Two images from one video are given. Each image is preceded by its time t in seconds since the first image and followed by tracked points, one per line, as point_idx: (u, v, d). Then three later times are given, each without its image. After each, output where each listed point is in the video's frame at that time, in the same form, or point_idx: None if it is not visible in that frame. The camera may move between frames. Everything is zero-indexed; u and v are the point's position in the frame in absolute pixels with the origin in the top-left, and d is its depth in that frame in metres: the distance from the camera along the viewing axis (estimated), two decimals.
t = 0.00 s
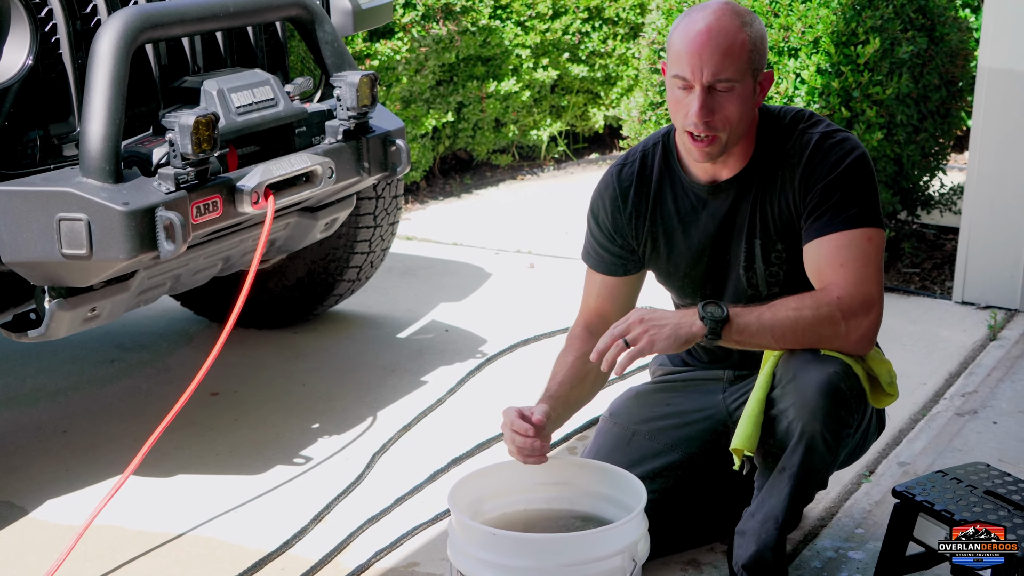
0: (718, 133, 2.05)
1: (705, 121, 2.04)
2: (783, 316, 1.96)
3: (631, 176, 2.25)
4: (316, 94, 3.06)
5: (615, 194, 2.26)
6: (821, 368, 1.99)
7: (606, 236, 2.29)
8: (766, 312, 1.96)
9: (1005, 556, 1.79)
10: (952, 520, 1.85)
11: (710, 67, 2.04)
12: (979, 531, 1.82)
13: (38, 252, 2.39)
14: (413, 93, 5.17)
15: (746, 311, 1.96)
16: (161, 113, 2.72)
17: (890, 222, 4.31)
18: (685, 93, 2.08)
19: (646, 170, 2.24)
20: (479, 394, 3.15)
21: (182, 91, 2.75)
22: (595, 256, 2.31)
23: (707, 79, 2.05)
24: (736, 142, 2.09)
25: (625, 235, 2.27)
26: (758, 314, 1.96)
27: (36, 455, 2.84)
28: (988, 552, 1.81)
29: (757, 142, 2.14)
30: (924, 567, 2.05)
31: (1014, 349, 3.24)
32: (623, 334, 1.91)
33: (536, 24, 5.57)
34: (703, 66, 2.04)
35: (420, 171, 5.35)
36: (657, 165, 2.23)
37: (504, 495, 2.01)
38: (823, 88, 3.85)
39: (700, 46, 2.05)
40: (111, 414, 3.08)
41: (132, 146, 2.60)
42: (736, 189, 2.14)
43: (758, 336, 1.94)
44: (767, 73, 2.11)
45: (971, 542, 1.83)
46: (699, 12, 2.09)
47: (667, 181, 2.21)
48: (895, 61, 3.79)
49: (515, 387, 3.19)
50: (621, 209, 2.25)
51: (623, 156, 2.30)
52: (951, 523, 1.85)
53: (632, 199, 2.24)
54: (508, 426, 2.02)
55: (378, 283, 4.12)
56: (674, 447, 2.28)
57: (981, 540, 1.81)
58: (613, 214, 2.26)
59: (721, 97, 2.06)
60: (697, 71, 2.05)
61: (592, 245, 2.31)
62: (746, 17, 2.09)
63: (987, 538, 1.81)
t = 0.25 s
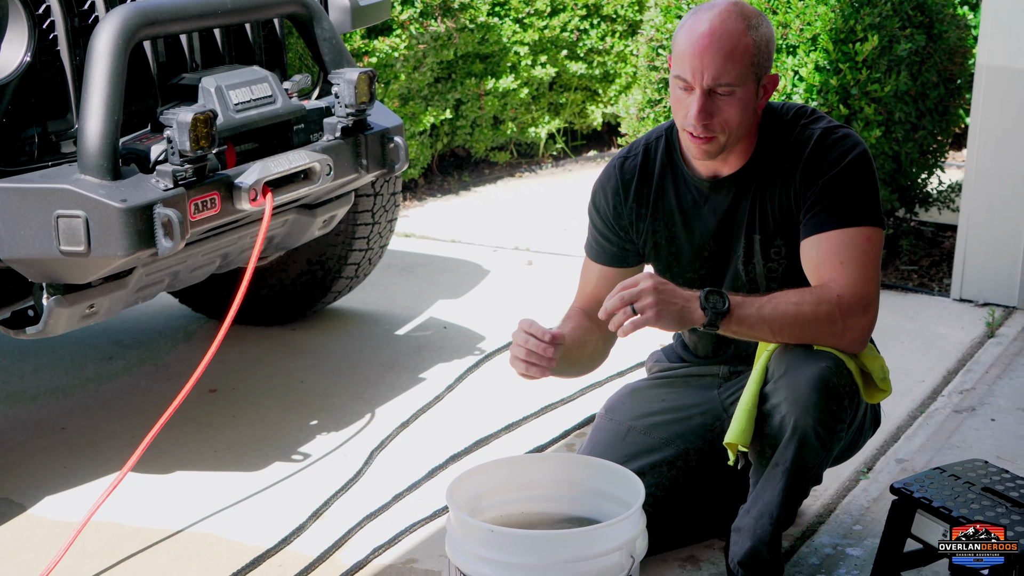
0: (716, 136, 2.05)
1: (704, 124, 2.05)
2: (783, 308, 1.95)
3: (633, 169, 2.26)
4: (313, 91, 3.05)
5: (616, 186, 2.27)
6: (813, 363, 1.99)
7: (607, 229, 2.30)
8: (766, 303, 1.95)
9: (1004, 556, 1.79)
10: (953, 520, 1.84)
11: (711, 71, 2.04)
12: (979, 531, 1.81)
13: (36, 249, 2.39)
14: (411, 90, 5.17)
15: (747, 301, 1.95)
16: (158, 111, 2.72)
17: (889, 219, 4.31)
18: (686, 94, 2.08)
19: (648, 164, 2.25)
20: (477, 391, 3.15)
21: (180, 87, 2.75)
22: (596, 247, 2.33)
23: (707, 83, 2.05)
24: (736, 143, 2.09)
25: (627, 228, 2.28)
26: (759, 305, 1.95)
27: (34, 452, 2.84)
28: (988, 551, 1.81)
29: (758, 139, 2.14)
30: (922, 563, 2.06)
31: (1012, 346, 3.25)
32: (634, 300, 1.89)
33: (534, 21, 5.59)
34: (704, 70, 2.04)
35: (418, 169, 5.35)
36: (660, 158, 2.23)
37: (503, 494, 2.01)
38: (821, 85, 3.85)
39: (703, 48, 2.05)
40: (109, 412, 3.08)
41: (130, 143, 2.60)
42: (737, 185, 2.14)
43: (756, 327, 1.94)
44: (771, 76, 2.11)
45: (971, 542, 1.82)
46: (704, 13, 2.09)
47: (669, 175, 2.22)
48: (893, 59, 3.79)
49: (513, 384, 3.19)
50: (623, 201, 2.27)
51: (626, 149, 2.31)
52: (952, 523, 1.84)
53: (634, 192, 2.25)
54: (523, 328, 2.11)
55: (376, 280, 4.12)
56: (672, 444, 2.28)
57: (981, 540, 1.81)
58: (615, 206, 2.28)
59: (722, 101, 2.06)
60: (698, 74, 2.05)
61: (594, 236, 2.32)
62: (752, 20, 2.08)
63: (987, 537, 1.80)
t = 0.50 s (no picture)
0: (726, 134, 2.05)
1: (715, 122, 2.04)
2: (772, 303, 1.96)
3: (639, 160, 2.26)
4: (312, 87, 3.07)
5: (621, 177, 2.26)
6: (803, 356, 1.99)
7: (610, 220, 2.29)
8: (756, 298, 1.96)
9: (1005, 556, 1.79)
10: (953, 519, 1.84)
11: (724, 69, 2.03)
12: (979, 531, 1.81)
13: (36, 245, 2.39)
14: (411, 87, 5.17)
15: (737, 297, 1.95)
16: (158, 107, 2.72)
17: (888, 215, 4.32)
18: (697, 90, 2.07)
19: (654, 155, 2.25)
20: (476, 387, 3.15)
21: (180, 83, 2.75)
22: (596, 238, 2.31)
23: (720, 81, 2.04)
24: (745, 141, 2.09)
25: (631, 220, 2.28)
26: (749, 299, 1.95)
27: (34, 448, 2.84)
28: (988, 551, 1.81)
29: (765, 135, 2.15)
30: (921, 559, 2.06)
31: (1012, 342, 3.25)
32: (629, 287, 1.89)
33: (534, 16, 5.60)
34: (717, 68, 2.03)
35: (418, 165, 5.35)
36: (667, 149, 2.23)
37: (503, 489, 2.01)
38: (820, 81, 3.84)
39: (717, 46, 2.04)
40: (108, 408, 3.08)
41: (130, 139, 2.60)
42: (742, 177, 2.15)
43: (746, 322, 1.94)
44: (784, 75, 2.11)
45: (971, 541, 1.82)
46: (720, 9, 2.07)
47: (676, 167, 2.22)
48: (892, 54, 3.79)
49: (513, 379, 3.19)
50: (628, 193, 2.26)
51: (632, 141, 2.31)
52: (952, 522, 1.84)
53: (639, 184, 2.25)
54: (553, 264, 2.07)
55: (376, 277, 4.13)
56: (672, 439, 2.28)
57: (981, 540, 1.81)
58: (619, 198, 2.26)
59: (733, 99, 2.05)
60: (711, 71, 2.04)
61: (596, 229, 2.31)
62: (767, 19, 2.07)
63: (986, 537, 1.80)
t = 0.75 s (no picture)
0: (735, 132, 2.05)
1: (724, 119, 2.04)
2: (773, 301, 1.95)
3: (647, 152, 2.26)
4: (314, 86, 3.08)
5: (628, 168, 2.26)
6: (802, 356, 1.99)
7: (615, 211, 2.29)
8: (757, 297, 1.95)
9: (1004, 556, 1.79)
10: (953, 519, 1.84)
11: (735, 67, 2.03)
12: (979, 531, 1.81)
13: (38, 244, 2.39)
14: (413, 86, 5.16)
15: (738, 294, 1.95)
16: (161, 106, 2.72)
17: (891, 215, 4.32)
18: (707, 88, 2.07)
19: (661, 149, 2.26)
20: (478, 386, 3.15)
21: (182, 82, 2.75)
22: (600, 229, 2.31)
23: (730, 78, 2.04)
24: (753, 140, 2.09)
25: (636, 212, 2.28)
26: (749, 297, 1.95)
27: (36, 447, 2.84)
28: (988, 551, 1.81)
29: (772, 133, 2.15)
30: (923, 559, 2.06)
31: (1014, 343, 3.25)
32: (633, 275, 1.90)
33: (536, 15, 5.59)
34: (728, 65, 2.03)
35: (420, 164, 5.35)
36: (674, 143, 2.24)
37: (505, 489, 2.01)
38: (823, 80, 3.82)
39: (727, 44, 2.03)
40: (110, 407, 3.08)
41: (132, 138, 2.60)
42: (747, 176, 2.14)
43: (745, 319, 1.94)
44: (793, 73, 2.11)
45: (971, 542, 1.83)
46: (731, 7, 2.07)
47: (683, 161, 2.22)
48: (895, 54, 3.79)
49: (515, 379, 3.19)
50: (633, 185, 2.26)
51: (640, 134, 2.31)
52: (952, 522, 1.84)
53: (645, 177, 2.25)
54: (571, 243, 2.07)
55: (378, 276, 4.13)
56: (674, 439, 2.28)
57: (981, 540, 1.81)
58: (625, 190, 2.27)
59: (742, 97, 2.05)
60: (721, 69, 2.04)
61: (599, 219, 2.31)
62: (777, 17, 2.07)
63: (986, 538, 1.81)
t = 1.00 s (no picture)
0: (739, 132, 2.05)
1: (728, 120, 2.04)
2: (779, 304, 1.96)
3: (652, 156, 2.26)
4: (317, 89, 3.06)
5: (632, 172, 2.26)
6: (807, 359, 1.99)
7: (620, 215, 2.28)
8: (763, 299, 1.96)
9: (1004, 556, 1.79)
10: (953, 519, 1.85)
11: (738, 67, 2.03)
12: (979, 531, 1.81)
13: (42, 246, 2.39)
14: (416, 88, 5.16)
15: (744, 296, 1.95)
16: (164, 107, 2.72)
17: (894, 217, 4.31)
18: (711, 89, 2.07)
19: (666, 153, 2.26)
20: (481, 388, 3.15)
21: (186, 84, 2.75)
22: (604, 233, 2.31)
23: (734, 79, 2.04)
24: (757, 140, 2.09)
25: (641, 217, 2.28)
26: (755, 299, 1.95)
27: (39, 448, 2.85)
28: (988, 551, 1.81)
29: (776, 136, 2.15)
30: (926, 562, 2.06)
31: (1017, 345, 3.24)
32: (641, 275, 1.89)
33: (539, 18, 5.58)
34: (731, 65, 2.03)
35: (423, 166, 5.35)
36: (679, 147, 2.24)
37: (509, 490, 2.01)
38: (826, 83, 3.86)
39: (730, 44, 2.03)
40: (113, 409, 3.08)
41: (135, 139, 2.60)
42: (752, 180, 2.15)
43: (750, 321, 1.94)
44: (797, 73, 2.10)
45: (971, 541, 1.83)
46: (734, 7, 2.07)
47: (688, 165, 2.22)
48: (898, 56, 3.79)
49: (518, 381, 3.19)
50: (638, 189, 2.26)
51: (645, 137, 2.31)
52: (952, 522, 1.85)
53: (650, 181, 2.25)
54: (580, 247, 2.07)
55: (381, 277, 4.13)
56: (677, 442, 2.28)
57: (981, 540, 1.81)
58: (630, 194, 2.27)
59: (746, 97, 2.05)
60: (724, 69, 2.04)
61: (604, 223, 2.31)
62: (780, 16, 2.07)
63: (986, 537, 1.81)
